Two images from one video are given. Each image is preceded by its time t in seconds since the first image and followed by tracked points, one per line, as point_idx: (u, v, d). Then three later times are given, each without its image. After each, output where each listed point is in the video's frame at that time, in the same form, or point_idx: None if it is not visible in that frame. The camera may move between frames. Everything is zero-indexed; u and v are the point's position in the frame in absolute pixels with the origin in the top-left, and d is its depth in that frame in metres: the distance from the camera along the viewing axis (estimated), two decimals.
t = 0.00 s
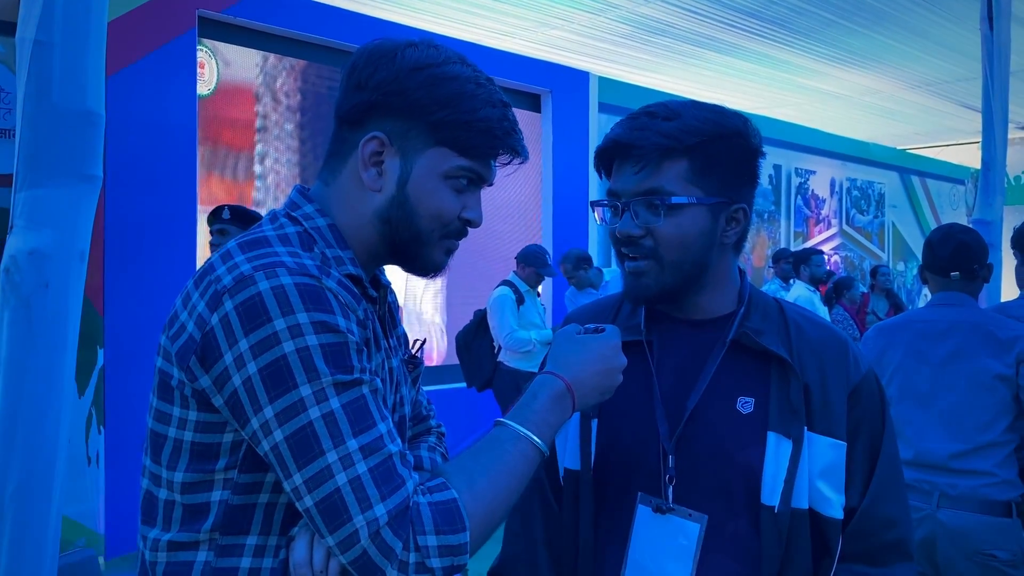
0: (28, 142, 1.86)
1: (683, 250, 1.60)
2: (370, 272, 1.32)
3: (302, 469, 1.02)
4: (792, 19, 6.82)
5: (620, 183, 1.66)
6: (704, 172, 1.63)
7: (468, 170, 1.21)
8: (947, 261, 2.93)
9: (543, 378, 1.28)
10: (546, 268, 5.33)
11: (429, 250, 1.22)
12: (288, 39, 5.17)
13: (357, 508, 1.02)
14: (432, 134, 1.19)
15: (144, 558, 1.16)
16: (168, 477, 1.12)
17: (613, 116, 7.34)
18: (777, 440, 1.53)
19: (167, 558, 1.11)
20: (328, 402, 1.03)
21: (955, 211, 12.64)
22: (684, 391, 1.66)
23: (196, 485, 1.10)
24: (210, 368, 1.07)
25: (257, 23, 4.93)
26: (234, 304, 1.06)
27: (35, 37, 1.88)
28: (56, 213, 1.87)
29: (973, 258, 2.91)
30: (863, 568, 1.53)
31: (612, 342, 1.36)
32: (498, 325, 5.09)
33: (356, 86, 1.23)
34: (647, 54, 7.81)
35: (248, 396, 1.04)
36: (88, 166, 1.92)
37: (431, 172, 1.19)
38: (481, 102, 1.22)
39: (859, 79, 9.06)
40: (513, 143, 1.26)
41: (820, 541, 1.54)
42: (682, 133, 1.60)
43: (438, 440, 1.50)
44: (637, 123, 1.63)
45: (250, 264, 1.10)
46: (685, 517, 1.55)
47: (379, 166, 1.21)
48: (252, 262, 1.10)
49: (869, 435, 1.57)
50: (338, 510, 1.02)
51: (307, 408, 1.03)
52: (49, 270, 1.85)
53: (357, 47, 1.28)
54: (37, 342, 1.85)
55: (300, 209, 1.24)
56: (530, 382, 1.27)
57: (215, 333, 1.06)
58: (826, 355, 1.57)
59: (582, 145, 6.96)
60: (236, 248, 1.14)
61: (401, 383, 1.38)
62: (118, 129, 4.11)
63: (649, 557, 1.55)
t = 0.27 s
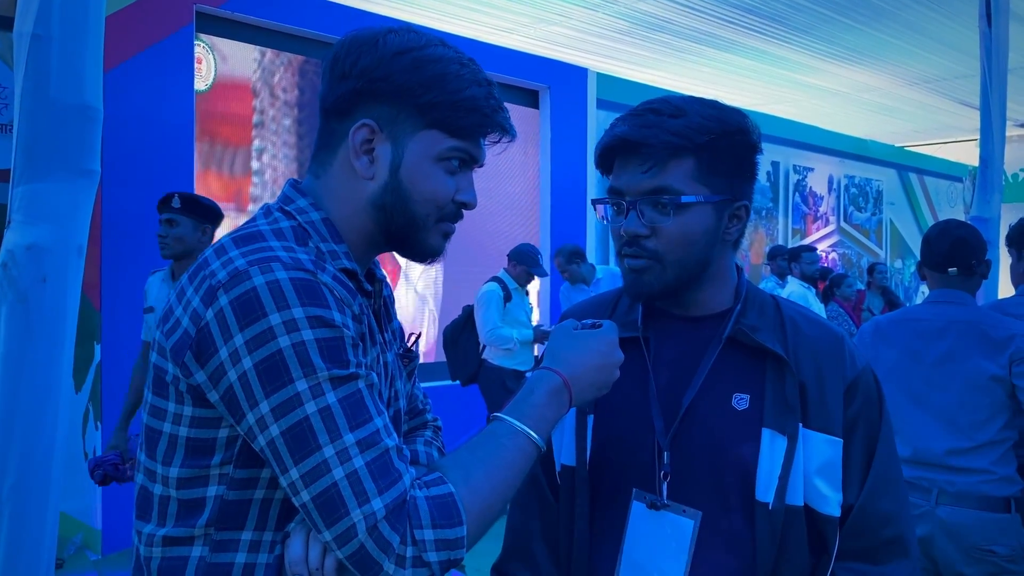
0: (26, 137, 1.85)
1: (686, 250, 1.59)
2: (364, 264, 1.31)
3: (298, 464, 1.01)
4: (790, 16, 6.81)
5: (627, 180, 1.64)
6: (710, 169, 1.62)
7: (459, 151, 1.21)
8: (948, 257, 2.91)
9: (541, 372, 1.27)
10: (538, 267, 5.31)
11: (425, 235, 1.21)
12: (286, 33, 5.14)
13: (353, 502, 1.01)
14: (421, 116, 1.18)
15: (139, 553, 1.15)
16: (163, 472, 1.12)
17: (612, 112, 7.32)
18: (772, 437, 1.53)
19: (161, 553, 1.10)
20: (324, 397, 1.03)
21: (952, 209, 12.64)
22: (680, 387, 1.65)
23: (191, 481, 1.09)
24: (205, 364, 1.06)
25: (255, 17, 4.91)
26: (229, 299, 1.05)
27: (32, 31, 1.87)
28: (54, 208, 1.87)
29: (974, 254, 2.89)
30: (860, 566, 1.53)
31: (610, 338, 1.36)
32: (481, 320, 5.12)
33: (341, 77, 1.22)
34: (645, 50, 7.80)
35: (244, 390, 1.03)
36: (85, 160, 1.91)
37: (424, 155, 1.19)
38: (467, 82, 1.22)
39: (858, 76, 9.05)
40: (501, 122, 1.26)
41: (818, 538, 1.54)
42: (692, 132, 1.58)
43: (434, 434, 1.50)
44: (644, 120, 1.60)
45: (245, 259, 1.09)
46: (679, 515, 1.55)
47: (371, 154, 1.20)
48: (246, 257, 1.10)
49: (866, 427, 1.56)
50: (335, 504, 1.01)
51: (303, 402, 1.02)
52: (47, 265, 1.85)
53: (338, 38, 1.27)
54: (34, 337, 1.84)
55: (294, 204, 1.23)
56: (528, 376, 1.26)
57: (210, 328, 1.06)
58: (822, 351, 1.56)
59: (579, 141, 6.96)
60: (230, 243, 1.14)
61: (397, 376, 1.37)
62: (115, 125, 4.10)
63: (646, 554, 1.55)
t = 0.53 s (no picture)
0: (25, 130, 1.85)
1: (704, 238, 1.59)
2: (357, 257, 1.31)
3: (294, 458, 1.02)
4: (789, 13, 6.80)
5: (646, 166, 1.63)
6: (727, 158, 1.63)
7: (453, 142, 1.22)
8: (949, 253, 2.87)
9: (541, 366, 1.27)
10: (529, 265, 5.28)
11: (422, 226, 1.22)
12: (283, 30, 5.13)
13: (351, 495, 1.01)
14: (415, 111, 1.18)
15: (136, 550, 1.15)
16: (159, 469, 1.12)
17: (610, 109, 7.31)
18: (768, 432, 1.53)
19: (159, 549, 1.10)
20: (319, 390, 1.03)
21: (951, 206, 12.64)
22: (675, 381, 1.65)
23: (188, 477, 1.09)
24: (198, 360, 1.06)
25: (252, 13, 4.90)
26: (220, 294, 1.06)
27: (31, 26, 1.85)
28: (52, 202, 1.86)
29: (976, 250, 2.86)
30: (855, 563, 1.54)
31: (614, 332, 1.36)
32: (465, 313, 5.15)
33: (330, 69, 1.21)
34: (644, 47, 7.79)
35: (238, 385, 1.03)
36: (83, 155, 1.91)
37: (418, 147, 1.19)
38: (458, 72, 1.22)
39: (856, 73, 9.05)
40: (492, 110, 1.26)
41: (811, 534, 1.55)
42: (715, 119, 1.59)
43: (431, 427, 1.50)
44: (666, 106, 1.59)
45: (236, 253, 1.09)
46: (673, 508, 1.55)
47: (365, 150, 1.19)
48: (238, 252, 1.10)
49: (861, 435, 1.57)
50: (332, 497, 1.01)
51: (298, 396, 1.02)
52: (45, 260, 1.85)
53: (319, 28, 1.25)
54: (32, 332, 1.84)
55: (284, 197, 1.22)
56: (529, 370, 1.27)
57: (202, 324, 1.05)
58: (817, 346, 1.57)
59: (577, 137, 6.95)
60: (221, 237, 1.13)
61: (392, 369, 1.37)
62: (113, 120, 4.09)
63: (643, 550, 1.55)
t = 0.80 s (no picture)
0: (23, 127, 1.84)
1: (714, 215, 1.59)
2: (355, 253, 1.30)
3: (295, 457, 1.01)
4: (789, 10, 6.80)
5: (656, 146, 1.63)
6: (734, 141, 1.64)
7: (447, 130, 1.21)
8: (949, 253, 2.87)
9: (543, 364, 1.27)
10: (521, 260, 5.34)
11: (418, 216, 1.21)
12: (283, 27, 5.12)
13: (353, 494, 1.01)
14: (406, 99, 1.17)
15: (136, 550, 1.15)
16: (159, 468, 1.11)
17: (610, 107, 7.30)
18: (769, 428, 1.53)
19: (160, 548, 1.10)
20: (319, 388, 1.02)
21: (950, 204, 12.65)
22: (677, 376, 1.65)
23: (189, 476, 1.09)
24: (198, 358, 1.06)
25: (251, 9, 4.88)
26: (219, 292, 1.05)
27: (30, 22, 1.85)
28: (51, 199, 1.86)
29: (978, 250, 2.86)
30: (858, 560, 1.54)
31: (616, 331, 1.35)
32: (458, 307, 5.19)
33: (320, 62, 1.20)
34: (643, 45, 7.78)
35: (237, 384, 1.03)
36: (82, 152, 1.91)
37: (412, 137, 1.18)
38: (450, 58, 1.21)
39: (855, 71, 9.04)
40: (485, 96, 1.26)
41: (813, 533, 1.55)
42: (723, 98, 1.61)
43: (431, 424, 1.50)
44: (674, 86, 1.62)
45: (234, 251, 1.09)
46: (673, 504, 1.55)
47: (358, 142, 1.19)
48: (236, 249, 1.09)
49: (864, 419, 1.56)
50: (333, 497, 1.01)
51: (298, 394, 1.02)
52: (44, 257, 1.84)
53: (310, 21, 1.25)
54: (31, 330, 1.83)
55: (282, 193, 1.22)
56: (530, 368, 1.26)
57: (202, 322, 1.05)
58: (818, 342, 1.57)
59: (576, 134, 6.94)
60: (219, 235, 1.13)
61: (392, 365, 1.37)
62: (113, 117, 4.09)
63: (644, 548, 1.55)
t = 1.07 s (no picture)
0: (20, 124, 1.83)
1: (710, 205, 1.58)
2: (352, 246, 1.30)
3: (293, 454, 1.01)
4: (788, 9, 6.79)
5: (646, 143, 1.63)
6: (725, 131, 1.63)
7: (432, 111, 1.20)
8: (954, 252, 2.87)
9: (542, 361, 1.27)
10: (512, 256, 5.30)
11: (411, 201, 1.21)
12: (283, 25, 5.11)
13: (352, 491, 1.01)
14: (390, 82, 1.17)
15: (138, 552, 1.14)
16: (160, 469, 1.11)
17: (609, 105, 7.28)
18: (770, 425, 1.53)
19: (163, 550, 1.09)
20: (317, 385, 1.02)
21: (949, 203, 12.65)
22: (676, 372, 1.64)
23: (190, 476, 1.09)
24: (195, 357, 1.05)
25: (249, 7, 4.86)
26: (216, 289, 1.05)
27: (27, 20, 1.84)
28: (48, 197, 1.85)
29: (985, 248, 2.85)
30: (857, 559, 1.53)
31: (614, 327, 1.34)
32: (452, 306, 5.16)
33: (300, 53, 1.20)
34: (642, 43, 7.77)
35: (235, 382, 1.02)
36: (80, 150, 1.90)
37: (399, 120, 1.18)
38: (429, 39, 1.21)
39: (854, 69, 9.04)
40: (468, 76, 1.25)
41: (813, 531, 1.54)
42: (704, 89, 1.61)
43: (432, 421, 1.49)
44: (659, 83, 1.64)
45: (231, 248, 1.08)
46: (674, 499, 1.54)
47: (345, 129, 1.19)
48: (232, 246, 1.09)
49: (865, 421, 1.56)
50: (333, 494, 1.00)
51: (296, 391, 1.01)
52: (42, 255, 1.83)
53: (284, 16, 1.25)
54: (29, 329, 1.82)
55: (276, 189, 1.22)
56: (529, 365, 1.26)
57: (198, 320, 1.05)
58: (819, 338, 1.56)
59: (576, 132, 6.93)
60: (215, 233, 1.12)
61: (392, 361, 1.37)
62: (111, 115, 4.07)
63: (644, 543, 1.54)
